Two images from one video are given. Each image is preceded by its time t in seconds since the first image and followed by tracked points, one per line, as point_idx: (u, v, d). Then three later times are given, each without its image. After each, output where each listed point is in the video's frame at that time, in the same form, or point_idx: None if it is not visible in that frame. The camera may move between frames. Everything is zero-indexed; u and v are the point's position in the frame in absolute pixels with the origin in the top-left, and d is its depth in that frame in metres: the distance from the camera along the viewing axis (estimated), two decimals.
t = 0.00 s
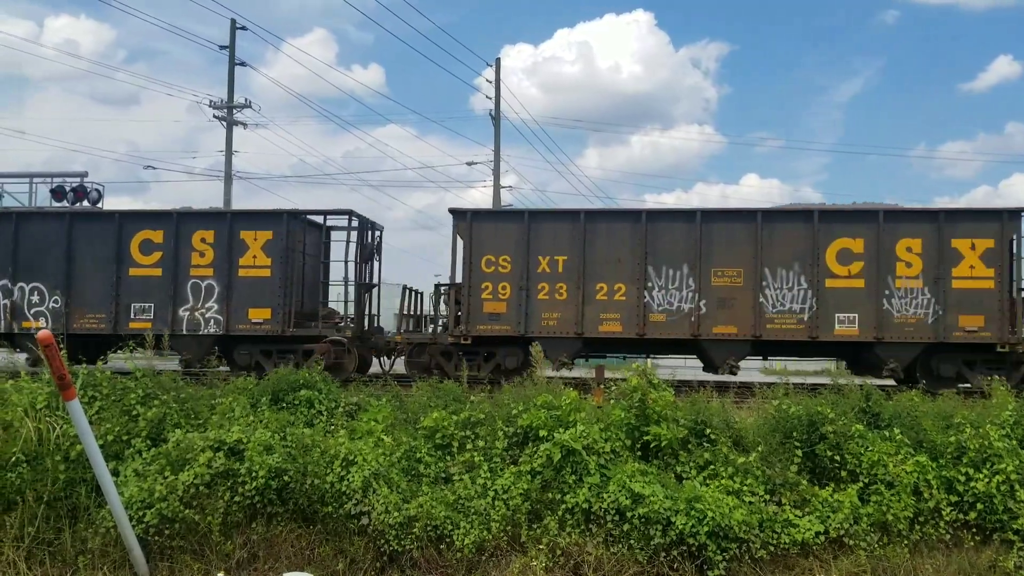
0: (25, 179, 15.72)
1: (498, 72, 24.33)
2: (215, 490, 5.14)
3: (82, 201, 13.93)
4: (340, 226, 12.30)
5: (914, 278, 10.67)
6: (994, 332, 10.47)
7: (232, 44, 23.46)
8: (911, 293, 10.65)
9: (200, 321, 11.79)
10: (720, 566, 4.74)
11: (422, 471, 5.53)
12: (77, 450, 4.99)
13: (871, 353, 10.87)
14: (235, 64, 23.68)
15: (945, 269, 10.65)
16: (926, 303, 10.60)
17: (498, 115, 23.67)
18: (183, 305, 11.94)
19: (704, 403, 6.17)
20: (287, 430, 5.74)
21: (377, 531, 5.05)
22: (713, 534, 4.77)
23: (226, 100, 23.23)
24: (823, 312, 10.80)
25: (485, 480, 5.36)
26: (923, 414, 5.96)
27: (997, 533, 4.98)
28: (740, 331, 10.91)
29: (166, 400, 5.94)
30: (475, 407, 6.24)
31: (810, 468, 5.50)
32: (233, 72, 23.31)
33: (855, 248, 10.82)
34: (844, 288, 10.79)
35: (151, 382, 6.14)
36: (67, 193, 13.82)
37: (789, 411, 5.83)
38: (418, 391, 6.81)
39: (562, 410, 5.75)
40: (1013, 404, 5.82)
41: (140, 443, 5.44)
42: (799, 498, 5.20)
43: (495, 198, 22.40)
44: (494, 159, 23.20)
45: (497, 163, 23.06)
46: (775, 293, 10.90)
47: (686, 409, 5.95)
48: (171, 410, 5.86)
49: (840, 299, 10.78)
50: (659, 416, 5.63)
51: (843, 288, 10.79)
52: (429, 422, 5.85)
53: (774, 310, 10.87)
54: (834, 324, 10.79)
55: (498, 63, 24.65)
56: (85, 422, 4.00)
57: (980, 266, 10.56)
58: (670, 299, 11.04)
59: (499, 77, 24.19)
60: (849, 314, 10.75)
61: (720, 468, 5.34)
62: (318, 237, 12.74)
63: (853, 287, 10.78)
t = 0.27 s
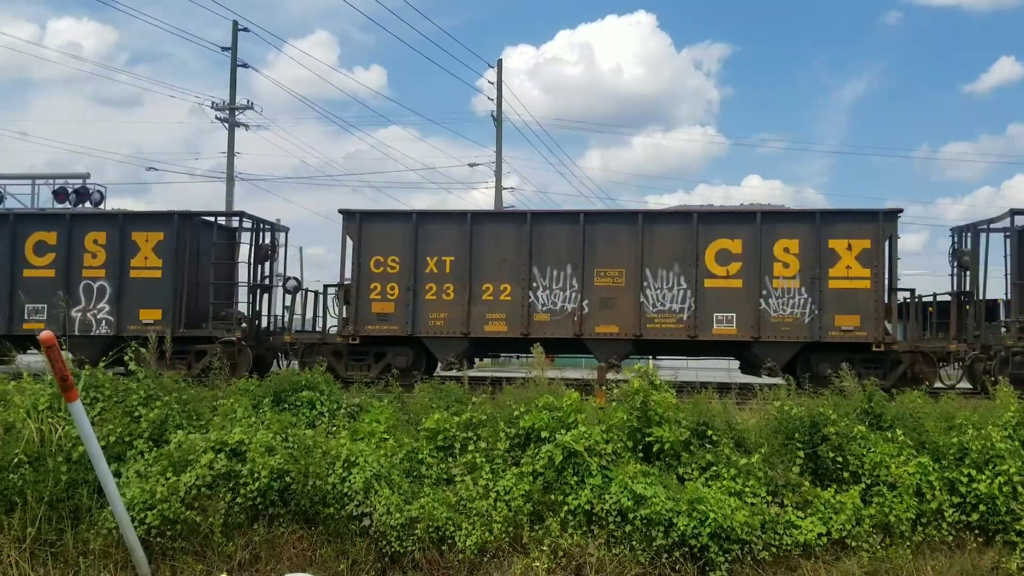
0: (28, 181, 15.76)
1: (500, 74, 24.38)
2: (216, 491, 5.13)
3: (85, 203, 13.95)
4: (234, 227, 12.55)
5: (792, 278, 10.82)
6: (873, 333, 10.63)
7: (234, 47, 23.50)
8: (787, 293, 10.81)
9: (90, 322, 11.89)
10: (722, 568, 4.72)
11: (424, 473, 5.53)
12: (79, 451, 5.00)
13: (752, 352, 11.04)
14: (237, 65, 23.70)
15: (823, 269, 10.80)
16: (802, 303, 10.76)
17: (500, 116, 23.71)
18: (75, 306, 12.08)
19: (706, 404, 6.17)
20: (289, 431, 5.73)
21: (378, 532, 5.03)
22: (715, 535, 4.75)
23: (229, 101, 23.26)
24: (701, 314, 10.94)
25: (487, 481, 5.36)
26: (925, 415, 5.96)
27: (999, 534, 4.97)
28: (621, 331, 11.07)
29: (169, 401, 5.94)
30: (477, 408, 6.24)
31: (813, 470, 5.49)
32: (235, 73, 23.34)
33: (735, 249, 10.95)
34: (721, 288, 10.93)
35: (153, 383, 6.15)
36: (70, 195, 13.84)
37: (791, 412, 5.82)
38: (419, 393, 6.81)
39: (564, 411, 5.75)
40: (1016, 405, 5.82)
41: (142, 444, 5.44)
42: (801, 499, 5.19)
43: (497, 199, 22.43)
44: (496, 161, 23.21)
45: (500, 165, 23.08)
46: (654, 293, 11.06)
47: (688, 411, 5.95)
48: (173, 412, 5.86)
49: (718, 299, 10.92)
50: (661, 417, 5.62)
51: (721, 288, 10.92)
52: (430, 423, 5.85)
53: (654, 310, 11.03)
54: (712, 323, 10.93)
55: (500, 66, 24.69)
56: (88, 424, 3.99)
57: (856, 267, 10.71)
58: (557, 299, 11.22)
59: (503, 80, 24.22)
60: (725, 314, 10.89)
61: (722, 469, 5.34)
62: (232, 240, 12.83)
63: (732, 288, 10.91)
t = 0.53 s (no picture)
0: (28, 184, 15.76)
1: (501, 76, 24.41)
2: (217, 494, 5.12)
3: (85, 205, 13.95)
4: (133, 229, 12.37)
5: (672, 280, 10.88)
6: (747, 334, 10.71)
7: (235, 49, 23.51)
8: (667, 295, 10.88)
9: None
10: (723, 571, 4.71)
11: (424, 475, 5.52)
12: (80, 454, 5.01)
13: (633, 354, 11.12)
14: (238, 68, 23.74)
15: (700, 272, 10.87)
16: (681, 304, 10.79)
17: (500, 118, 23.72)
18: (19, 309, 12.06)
19: (707, 407, 6.17)
20: (290, 434, 5.73)
21: (378, 536, 5.01)
22: (715, 538, 4.74)
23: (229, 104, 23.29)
24: (584, 317, 11.01)
25: (487, 484, 5.35)
26: (926, 418, 5.96)
27: (1001, 537, 4.96)
28: (506, 332, 11.12)
29: (169, 405, 5.95)
30: (478, 411, 6.25)
31: (814, 473, 5.48)
32: (235, 75, 23.37)
33: (616, 251, 11.04)
34: (602, 291, 11.01)
35: (154, 386, 6.15)
36: (71, 197, 13.85)
37: (792, 415, 5.82)
38: (420, 396, 6.82)
39: (564, 414, 5.75)
40: (1017, 408, 5.82)
41: (142, 447, 5.44)
42: (802, 502, 5.18)
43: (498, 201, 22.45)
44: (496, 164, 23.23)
45: (500, 168, 23.10)
46: (539, 294, 11.13)
47: (689, 414, 5.96)
48: (173, 415, 5.86)
49: (599, 300, 11.00)
50: (661, 420, 5.61)
51: (604, 291, 11.00)
52: (431, 426, 5.85)
53: (537, 312, 11.10)
54: (593, 325, 11.01)
55: (501, 68, 24.71)
56: (89, 427, 3.96)
57: (732, 270, 10.80)
58: (442, 301, 11.27)
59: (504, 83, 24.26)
60: (607, 316, 10.96)
61: (723, 472, 5.34)
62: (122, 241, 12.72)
63: (613, 291, 10.99)
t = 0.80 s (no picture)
0: (29, 188, 15.78)
1: (501, 80, 24.48)
2: (217, 498, 5.10)
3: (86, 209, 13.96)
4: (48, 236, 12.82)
5: (553, 283, 11.06)
6: (629, 335, 10.85)
7: (235, 53, 23.52)
8: (549, 297, 11.05)
9: None
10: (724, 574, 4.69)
11: (425, 479, 5.51)
12: (81, 457, 5.01)
13: (518, 356, 11.27)
14: (239, 72, 23.79)
15: (585, 274, 11.03)
16: (563, 306, 10.98)
17: (501, 121, 23.76)
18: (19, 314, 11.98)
19: (708, 410, 6.18)
20: (290, 437, 5.73)
21: (379, 539, 5.00)
22: (716, 542, 4.73)
23: (231, 108, 23.34)
24: (468, 320, 11.16)
25: (488, 487, 5.35)
26: (927, 420, 5.95)
27: (1002, 540, 4.94)
28: (392, 335, 11.27)
29: (170, 408, 5.94)
30: (479, 414, 6.26)
31: (815, 476, 5.47)
32: (236, 79, 23.43)
33: (500, 255, 11.20)
34: (486, 294, 11.17)
35: (155, 390, 6.15)
36: (72, 201, 13.86)
37: (793, 418, 5.82)
38: (420, 399, 6.82)
39: (565, 417, 5.75)
40: (1018, 410, 5.82)
41: (143, 451, 5.42)
42: (803, 505, 5.18)
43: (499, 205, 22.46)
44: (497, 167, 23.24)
45: (501, 171, 23.12)
46: (425, 298, 11.29)
47: (689, 417, 5.96)
48: (174, 418, 5.86)
49: (484, 303, 11.16)
50: (662, 423, 5.61)
51: (490, 293, 11.16)
52: (432, 430, 5.85)
53: (423, 314, 11.25)
54: (478, 327, 11.15)
55: (501, 71, 24.74)
56: (90, 431, 3.94)
57: (615, 272, 10.96)
58: (330, 304, 11.43)
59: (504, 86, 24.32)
60: (491, 318, 11.12)
61: (724, 476, 5.33)
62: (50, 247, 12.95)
63: (500, 293, 11.16)
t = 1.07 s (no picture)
0: (28, 190, 15.77)
1: (501, 82, 24.51)
2: (216, 500, 5.10)
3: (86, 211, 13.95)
4: None
5: (438, 284, 11.19)
6: (511, 335, 10.95)
7: (235, 55, 23.51)
8: (434, 298, 11.17)
9: None
10: None
11: (424, 481, 5.50)
12: (79, 459, 5.00)
13: (403, 356, 11.36)
14: (239, 73, 23.80)
15: (466, 275, 11.17)
16: (446, 308, 11.10)
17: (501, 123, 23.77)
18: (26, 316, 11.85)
19: (707, 412, 6.18)
20: (289, 439, 5.73)
21: (378, 541, 4.99)
22: (715, 543, 4.72)
23: (230, 109, 23.36)
24: (354, 320, 11.23)
25: (487, 489, 5.34)
26: (927, 422, 5.95)
27: (1001, 541, 4.94)
28: (279, 335, 11.30)
29: (169, 410, 5.94)
30: (478, 416, 6.26)
31: (814, 477, 5.47)
32: (236, 81, 23.44)
33: (386, 257, 11.32)
34: (372, 295, 11.26)
35: (153, 392, 6.15)
36: (71, 202, 13.86)
37: (792, 419, 5.81)
38: (419, 401, 6.82)
39: (564, 419, 5.74)
40: (1018, 412, 5.82)
41: (142, 453, 5.41)
42: (803, 507, 5.17)
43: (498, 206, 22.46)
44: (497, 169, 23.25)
45: (500, 173, 23.13)
46: (311, 299, 11.34)
47: (689, 419, 5.96)
48: (173, 421, 5.86)
49: (369, 304, 11.24)
50: (662, 425, 5.61)
51: (375, 295, 11.25)
52: (431, 431, 5.85)
53: (310, 315, 11.30)
54: (364, 328, 11.23)
55: (501, 73, 24.75)
56: (89, 434, 3.92)
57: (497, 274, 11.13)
58: (218, 305, 11.46)
59: (503, 88, 24.34)
60: (377, 318, 11.20)
61: (723, 477, 5.33)
62: None
63: (384, 295, 11.25)
